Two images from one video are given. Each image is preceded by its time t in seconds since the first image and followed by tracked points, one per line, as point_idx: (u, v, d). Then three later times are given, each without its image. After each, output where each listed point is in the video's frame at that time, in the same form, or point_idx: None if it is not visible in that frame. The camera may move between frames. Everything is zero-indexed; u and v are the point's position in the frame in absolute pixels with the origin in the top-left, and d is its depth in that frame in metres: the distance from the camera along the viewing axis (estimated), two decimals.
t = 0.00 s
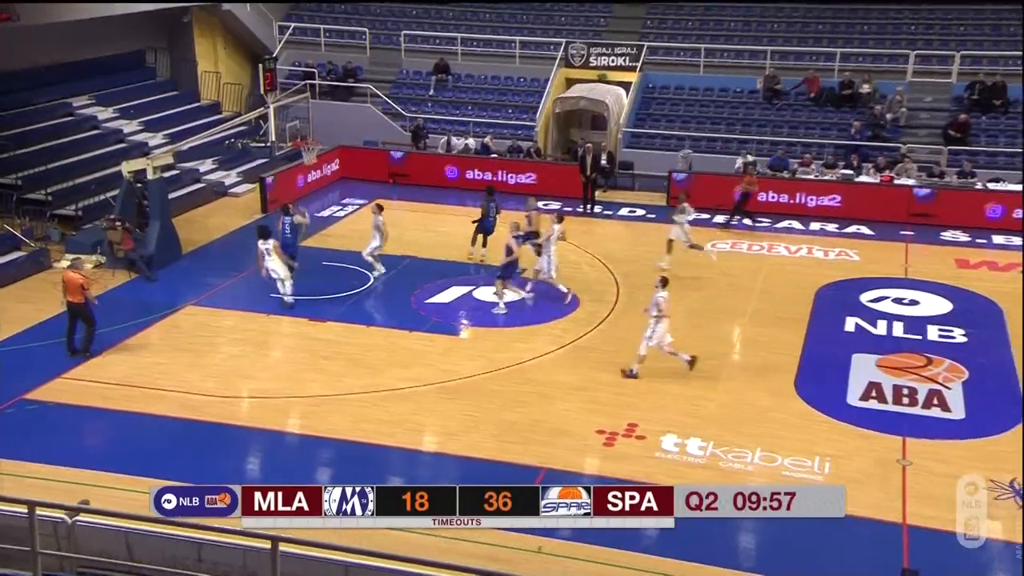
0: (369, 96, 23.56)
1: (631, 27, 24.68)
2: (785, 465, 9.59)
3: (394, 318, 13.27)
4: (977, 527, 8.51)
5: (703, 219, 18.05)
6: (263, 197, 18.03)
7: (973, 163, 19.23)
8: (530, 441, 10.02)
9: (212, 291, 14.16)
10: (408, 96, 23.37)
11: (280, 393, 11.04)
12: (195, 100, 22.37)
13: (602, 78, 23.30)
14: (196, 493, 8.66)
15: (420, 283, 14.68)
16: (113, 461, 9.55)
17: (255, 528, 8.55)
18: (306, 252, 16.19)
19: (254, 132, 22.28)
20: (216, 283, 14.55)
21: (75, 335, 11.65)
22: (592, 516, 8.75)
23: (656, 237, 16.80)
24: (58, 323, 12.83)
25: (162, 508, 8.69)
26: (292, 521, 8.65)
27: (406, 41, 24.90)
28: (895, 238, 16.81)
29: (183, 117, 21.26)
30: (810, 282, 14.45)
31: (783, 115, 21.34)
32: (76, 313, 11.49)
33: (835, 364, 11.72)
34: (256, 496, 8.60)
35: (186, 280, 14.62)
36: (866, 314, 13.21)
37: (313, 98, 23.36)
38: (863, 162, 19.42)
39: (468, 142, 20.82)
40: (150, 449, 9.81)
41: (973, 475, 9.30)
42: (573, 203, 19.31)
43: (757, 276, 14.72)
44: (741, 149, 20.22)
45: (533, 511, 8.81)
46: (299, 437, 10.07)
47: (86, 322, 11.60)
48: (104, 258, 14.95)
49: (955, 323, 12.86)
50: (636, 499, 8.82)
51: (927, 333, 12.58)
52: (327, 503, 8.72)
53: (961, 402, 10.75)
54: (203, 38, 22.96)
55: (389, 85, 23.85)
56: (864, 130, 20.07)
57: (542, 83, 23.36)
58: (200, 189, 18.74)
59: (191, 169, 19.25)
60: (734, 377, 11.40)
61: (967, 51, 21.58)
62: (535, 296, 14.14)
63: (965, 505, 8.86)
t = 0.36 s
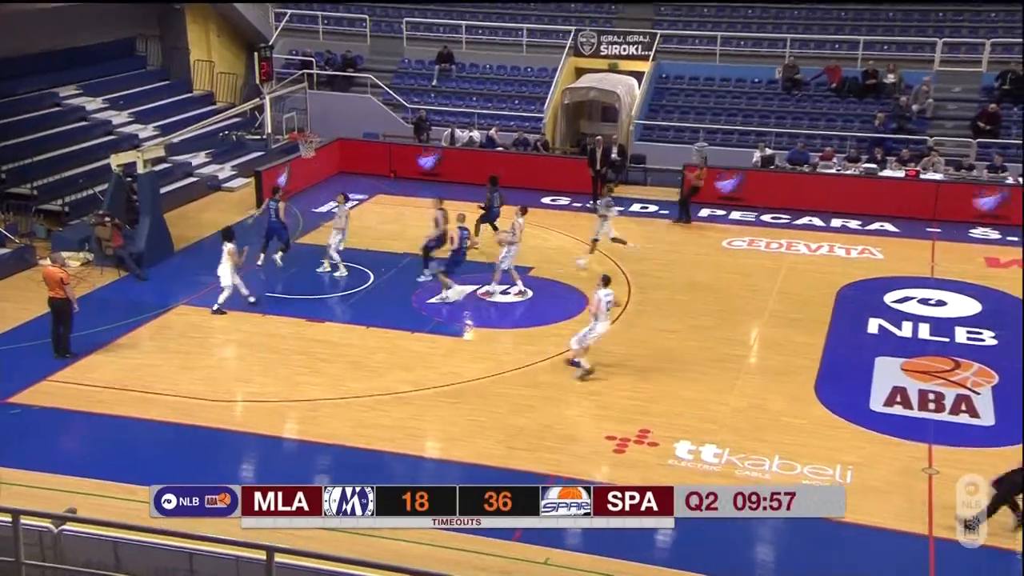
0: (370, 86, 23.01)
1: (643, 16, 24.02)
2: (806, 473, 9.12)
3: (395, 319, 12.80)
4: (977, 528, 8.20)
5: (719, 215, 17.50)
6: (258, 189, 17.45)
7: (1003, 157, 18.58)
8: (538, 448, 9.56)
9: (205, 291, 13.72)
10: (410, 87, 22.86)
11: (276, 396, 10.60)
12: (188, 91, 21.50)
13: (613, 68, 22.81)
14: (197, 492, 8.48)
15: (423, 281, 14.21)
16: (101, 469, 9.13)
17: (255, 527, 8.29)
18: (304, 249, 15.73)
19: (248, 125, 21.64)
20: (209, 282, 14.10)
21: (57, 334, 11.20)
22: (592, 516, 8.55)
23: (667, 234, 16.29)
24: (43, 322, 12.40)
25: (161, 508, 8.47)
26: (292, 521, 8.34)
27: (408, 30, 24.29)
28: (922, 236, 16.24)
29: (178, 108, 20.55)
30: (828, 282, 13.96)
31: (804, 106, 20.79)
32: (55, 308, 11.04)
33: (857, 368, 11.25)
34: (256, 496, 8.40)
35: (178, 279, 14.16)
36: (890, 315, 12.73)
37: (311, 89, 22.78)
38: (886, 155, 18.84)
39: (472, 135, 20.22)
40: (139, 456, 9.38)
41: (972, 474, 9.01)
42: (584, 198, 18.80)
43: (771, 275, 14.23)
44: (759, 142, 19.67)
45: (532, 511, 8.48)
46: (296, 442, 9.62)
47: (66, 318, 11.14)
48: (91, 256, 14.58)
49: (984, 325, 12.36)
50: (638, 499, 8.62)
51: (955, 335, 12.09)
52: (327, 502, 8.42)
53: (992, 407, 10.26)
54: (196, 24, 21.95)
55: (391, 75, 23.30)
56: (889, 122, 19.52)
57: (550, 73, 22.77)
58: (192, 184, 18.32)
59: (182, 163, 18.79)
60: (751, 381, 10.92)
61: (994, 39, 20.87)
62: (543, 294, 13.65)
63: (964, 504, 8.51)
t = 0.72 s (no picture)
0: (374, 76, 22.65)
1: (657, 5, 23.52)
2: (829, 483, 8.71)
3: (399, 319, 12.41)
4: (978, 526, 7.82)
5: (738, 212, 17.08)
6: (257, 181, 17.24)
7: None
8: (550, 454, 9.15)
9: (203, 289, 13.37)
10: (416, 79, 22.45)
11: (276, 400, 10.22)
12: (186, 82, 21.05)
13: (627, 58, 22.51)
14: (194, 493, 7.87)
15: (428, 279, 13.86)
16: (94, 475, 8.76)
17: (255, 527, 7.86)
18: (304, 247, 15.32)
19: (248, 117, 21.22)
20: (207, 280, 13.76)
21: (49, 335, 10.86)
22: (592, 516, 8.03)
23: (682, 232, 15.86)
24: (36, 322, 12.04)
25: (160, 508, 8.01)
26: (292, 522, 7.85)
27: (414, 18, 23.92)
28: (953, 235, 15.79)
29: (174, 98, 20.06)
30: (849, 282, 13.52)
31: (828, 98, 20.35)
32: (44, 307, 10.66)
33: (883, 372, 10.83)
34: (256, 496, 7.80)
35: (174, 276, 13.81)
36: (917, 317, 12.30)
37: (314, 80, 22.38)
38: (913, 149, 18.36)
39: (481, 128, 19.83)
40: (133, 461, 9.02)
41: (972, 459, 8.65)
42: (598, 194, 18.38)
43: (789, 276, 13.79)
44: (781, 136, 19.21)
45: (531, 511, 8.03)
46: (297, 448, 9.23)
47: (57, 319, 10.80)
48: (85, 253, 14.23)
49: (1016, 328, 11.91)
50: (639, 499, 7.96)
51: (987, 338, 11.63)
52: (327, 502, 7.83)
53: None
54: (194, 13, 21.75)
55: (397, 66, 22.88)
56: (917, 115, 18.99)
57: (562, 63, 22.35)
58: (190, 179, 17.97)
59: (180, 157, 18.42)
60: (771, 386, 10.50)
61: None
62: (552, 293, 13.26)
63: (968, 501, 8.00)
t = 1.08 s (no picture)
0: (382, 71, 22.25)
1: None
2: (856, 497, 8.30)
3: (408, 323, 12.02)
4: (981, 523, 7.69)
5: (763, 212, 16.64)
6: (261, 179, 16.88)
7: None
8: (564, 466, 8.74)
9: (204, 291, 13.04)
10: (426, 74, 22.04)
11: (279, 407, 9.84)
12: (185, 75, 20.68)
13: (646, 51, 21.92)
14: (195, 494, 7.83)
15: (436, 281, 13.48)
16: (85, 485, 8.39)
17: (255, 527, 7.81)
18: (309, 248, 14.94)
19: (250, 113, 20.85)
20: (208, 281, 13.43)
21: (42, 340, 10.51)
22: (592, 517, 7.87)
23: (699, 233, 15.43)
24: (30, 326, 11.67)
25: (160, 509, 7.93)
26: (292, 522, 7.83)
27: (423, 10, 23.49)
28: (989, 237, 15.32)
29: (171, 91, 19.74)
30: (873, 286, 13.07)
31: (858, 93, 19.86)
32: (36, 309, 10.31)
33: (914, 380, 10.39)
34: (256, 496, 7.77)
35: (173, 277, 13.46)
36: (951, 323, 11.85)
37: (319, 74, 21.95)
38: (946, 146, 17.86)
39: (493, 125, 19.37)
40: (127, 471, 8.65)
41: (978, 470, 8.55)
42: (614, 194, 17.97)
43: (810, 279, 13.36)
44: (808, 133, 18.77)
45: (531, 511, 7.89)
46: (299, 458, 8.84)
47: (51, 323, 10.43)
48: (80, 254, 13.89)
49: None
50: (639, 500, 7.86)
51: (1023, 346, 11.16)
52: (327, 502, 7.82)
53: None
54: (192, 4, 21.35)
55: (406, 61, 22.47)
56: (951, 111, 18.45)
57: (577, 57, 21.90)
58: (190, 177, 17.61)
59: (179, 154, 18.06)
60: (796, 395, 10.07)
61: None
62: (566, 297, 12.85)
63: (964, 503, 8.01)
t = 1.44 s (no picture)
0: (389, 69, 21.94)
1: None
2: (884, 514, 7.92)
3: (416, 330, 11.69)
4: (977, 526, 7.70)
5: (785, 216, 16.28)
6: (263, 181, 16.58)
7: None
8: (578, 480, 8.38)
9: (204, 296, 12.75)
10: (435, 72, 21.72)
11: (281, 417, 9.52)
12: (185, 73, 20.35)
13: (662, 48, 21.60)
14: (196, 492, 7.97)
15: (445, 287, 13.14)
16: (76, 498, 8.08)
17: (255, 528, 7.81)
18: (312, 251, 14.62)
19: (252, 112, 20.55)
20: (208, 286, 13.13)
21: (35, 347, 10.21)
22: (592, 516, 7.91)
23: (715, 237, 15.09)
24: (25, 333, 11.39)
25: (160, 508, 7.95)
26: (292, 522, 7.81)
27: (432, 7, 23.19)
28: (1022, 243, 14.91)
29: (170, 90, 19.43)
30: (896, 293, 12.70)
31: (884, 90, 19.50)
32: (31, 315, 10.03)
33: (943, 391, 10.02)
34: (256, 495, 7.85)
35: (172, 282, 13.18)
36: (982, 332, 11.47)
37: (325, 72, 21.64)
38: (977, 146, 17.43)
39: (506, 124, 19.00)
40: (121, 483, 8.34)
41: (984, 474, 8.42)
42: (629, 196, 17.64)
43: (830, 285, 13.00)
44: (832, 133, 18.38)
45: (531, 511, 7.89)
46: (301, 471, 8.51)
47: (45, 329, 10.13)
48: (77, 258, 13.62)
49: None
50: (637, 499, 8.00)
51: None
52: (327, 502, 7.88)
53: None
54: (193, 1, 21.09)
55: (414, 58, 22.13)
56: (983, 110, 17.99)
57: (591, 54, 21.58)
58: (190, 179, 17.32)
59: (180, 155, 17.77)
60: (818, 406, 9.71)
61: None
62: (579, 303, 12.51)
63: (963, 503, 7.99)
